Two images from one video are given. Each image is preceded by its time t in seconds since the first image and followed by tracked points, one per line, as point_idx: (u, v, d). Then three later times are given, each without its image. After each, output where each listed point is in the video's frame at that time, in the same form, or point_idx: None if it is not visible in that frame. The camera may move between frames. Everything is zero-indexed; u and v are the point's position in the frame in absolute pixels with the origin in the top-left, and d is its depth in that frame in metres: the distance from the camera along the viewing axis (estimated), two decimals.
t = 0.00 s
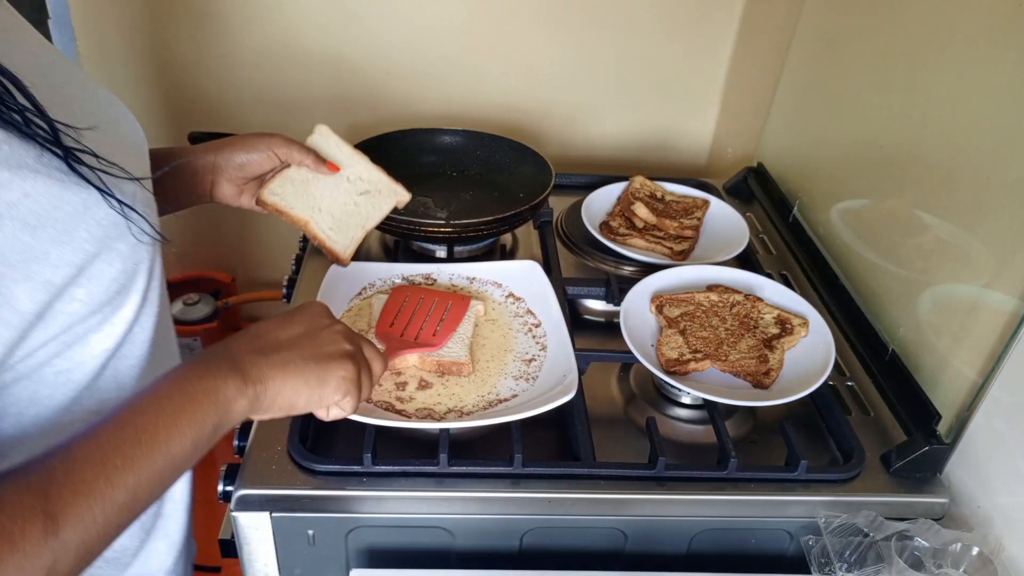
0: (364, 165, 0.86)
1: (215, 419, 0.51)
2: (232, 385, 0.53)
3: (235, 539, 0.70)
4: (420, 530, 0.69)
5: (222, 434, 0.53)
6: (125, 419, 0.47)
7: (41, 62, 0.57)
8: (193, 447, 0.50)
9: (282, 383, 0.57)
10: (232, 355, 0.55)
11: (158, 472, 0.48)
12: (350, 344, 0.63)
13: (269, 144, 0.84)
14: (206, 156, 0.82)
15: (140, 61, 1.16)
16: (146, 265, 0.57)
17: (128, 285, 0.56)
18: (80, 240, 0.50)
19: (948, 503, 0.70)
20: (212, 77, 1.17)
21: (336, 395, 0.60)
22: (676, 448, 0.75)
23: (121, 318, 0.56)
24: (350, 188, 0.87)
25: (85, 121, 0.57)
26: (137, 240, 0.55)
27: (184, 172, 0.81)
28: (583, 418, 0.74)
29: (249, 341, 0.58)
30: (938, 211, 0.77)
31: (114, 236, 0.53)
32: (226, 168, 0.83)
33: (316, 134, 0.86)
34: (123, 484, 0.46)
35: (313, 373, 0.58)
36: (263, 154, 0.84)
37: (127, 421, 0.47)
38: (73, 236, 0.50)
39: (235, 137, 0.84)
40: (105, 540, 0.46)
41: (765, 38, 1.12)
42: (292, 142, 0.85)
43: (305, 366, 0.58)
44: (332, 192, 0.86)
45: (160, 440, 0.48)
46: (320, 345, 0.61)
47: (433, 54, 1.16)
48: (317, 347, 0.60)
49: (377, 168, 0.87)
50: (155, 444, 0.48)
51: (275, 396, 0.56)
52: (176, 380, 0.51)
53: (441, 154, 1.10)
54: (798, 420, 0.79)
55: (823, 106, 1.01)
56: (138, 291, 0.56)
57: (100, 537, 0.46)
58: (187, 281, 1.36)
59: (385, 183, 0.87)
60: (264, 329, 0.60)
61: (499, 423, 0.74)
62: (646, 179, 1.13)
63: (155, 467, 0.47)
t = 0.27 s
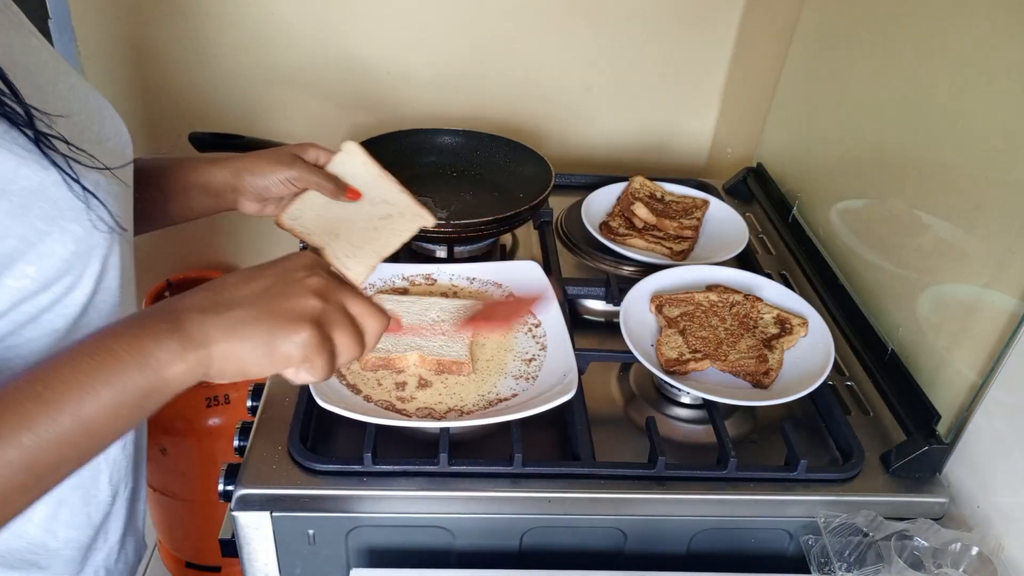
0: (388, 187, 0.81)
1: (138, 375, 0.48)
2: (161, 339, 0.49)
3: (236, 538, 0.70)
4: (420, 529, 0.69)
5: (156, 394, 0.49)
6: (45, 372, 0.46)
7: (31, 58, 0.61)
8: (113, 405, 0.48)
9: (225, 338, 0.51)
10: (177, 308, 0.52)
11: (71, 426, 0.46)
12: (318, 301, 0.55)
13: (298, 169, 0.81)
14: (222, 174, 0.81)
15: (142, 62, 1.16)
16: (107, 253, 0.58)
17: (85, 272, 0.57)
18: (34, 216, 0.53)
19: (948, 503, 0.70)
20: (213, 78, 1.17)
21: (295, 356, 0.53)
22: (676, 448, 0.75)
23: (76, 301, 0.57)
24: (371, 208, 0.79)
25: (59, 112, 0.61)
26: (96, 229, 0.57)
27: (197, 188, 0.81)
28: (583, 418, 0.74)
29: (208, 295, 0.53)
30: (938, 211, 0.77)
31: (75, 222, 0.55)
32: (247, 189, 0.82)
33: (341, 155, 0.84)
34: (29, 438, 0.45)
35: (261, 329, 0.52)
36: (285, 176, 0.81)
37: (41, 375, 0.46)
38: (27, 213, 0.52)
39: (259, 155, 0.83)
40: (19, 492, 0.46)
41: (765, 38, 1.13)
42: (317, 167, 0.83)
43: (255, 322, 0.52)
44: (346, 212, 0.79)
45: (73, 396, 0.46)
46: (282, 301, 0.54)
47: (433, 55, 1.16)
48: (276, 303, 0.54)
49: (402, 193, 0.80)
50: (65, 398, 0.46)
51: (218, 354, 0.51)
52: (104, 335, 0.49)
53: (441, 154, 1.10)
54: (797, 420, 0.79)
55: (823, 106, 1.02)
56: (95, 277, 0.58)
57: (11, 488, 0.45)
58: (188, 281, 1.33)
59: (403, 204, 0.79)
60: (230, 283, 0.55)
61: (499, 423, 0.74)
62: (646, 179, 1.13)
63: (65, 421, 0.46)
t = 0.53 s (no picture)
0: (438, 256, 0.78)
1: (88, 348, 0.46)
2: (117, 315, 0.47)
3: (235, 538, 0.70)
4: (420, 529, 0.69)
5: (108, 373, 0.47)
6: None
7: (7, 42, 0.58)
8: (65, 376, 0.45)
9: (180, 323, 0.48)
10: (142, 288, 0.49)
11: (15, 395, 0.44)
12: (279, 306, 0.52)
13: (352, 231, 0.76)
14: (262, 211, 0.77)
15: (141, 62, 1.16)
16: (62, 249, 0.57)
17: (40, 262, 0.57)
18: None
19: (948, 503, 0.70)
20: (213, 77, 1.17)
21: (246, 357, 0.50)
22: (676, 448, 0.75)
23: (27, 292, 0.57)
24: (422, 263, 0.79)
25: (20, 100, 0.58)
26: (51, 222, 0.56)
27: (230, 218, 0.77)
28: (583, 417, 0.74)
29: (176, 280, 0.51)
30: (938, 211, 0.77)
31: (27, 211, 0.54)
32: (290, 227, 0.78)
33: (395, 214, 0.77)
34: None
35: (216, 321, 0.49)
36: (331, 225, 0.77)
37: None
38: None
39: (303, 196, 0.77)
40: None
41: (765, 38, 1.13)
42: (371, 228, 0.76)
43: (212, 313, 0.49)
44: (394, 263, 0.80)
45: (23, 363, 0.44)
46: (245, 297, 0.52)
47: (433, 55, 1.16)
48: (238, 299, 0.51)
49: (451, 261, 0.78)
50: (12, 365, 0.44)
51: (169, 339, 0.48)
52: (62, 305, 0.47)
53: (441, 154, 1.10)
54: (797, 420, 0.79)
55: (823, 106, 1.02)
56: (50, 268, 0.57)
57: None
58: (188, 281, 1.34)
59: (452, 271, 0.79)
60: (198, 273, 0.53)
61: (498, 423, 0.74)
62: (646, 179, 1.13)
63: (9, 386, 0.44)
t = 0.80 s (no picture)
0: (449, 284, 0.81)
1: (101, 432, 0.45)
2: (130, 397, 0.46)
3: (236, 538, 0.70)
4: (420, 529, 0.69)
5: (121, 448, 0.47)
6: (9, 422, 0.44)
7: None
8: (80, 456, 0.45)
9: (191, 404, 0.48)
10: (153, 360, 0.48)
11: (32, 481, 0.44)
12: (288, 382, 0.52)
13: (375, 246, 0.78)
14: (282, 212, 0.76)
15: (141, 62, 1.16)
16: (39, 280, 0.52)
17: (15, 300, 0.51)
18: None
19: (948, 503, 0.70)
20: (213, 77, 1.17)
21: (255, 435, 0.50)
22: (676, 448, 0.75)
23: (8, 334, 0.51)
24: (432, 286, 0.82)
25: None
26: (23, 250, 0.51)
27: (243, 221, 0.75)
28: (583, 417, 0.74)
29: (186, 345, 0.50)
30: (939, 211, 0.77)
31: None
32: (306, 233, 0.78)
33: (417, 236, 0.80)
34: None
35: (226, 403, 0.49)
36: (353, 237, 0.78)
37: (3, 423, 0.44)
38: None
39: (323, 203, 0.77)
40: None
41: (765, 38, 1.13)
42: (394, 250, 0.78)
43: (222, 393, 0.49)
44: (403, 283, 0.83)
45: (34, 448, 0.44)
46: (255, 372, 0.51)
47: (433, 55, 1.16)
48: (249, 375, 0.50)
49: (459, 292, 0.81)
50: (26, 453, 0.43)
51: (180, 418, 0.48)
52: (74, 381, 0.46)
53: (441, 154, 1.10)
54: (797, 420, 0.79)
55: (823, 106, 1.01)
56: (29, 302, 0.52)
57: None
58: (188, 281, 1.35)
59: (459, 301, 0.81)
60: (208, 335, 0.51)
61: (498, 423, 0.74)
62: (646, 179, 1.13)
63: (23, 471, 0.43)
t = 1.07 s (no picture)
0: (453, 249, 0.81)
1: (100, 464, 0.46)
2: (127, 427, 0.47)
3: (236, 538, 0.70)
4: (420, 530, 0.69)
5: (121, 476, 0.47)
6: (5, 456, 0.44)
7: None
8: (82, 485, 0.45)
9: (188, 431, 0.49)
10: (143, 386, 0.49)
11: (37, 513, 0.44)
12: (282, 408, 0.54)
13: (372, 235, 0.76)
14: (275, 220, 0.75)
15: (141, 61, 1.16)
16: (24, 324, 0.51)
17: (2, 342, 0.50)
18: None
19: (948, 503, 0.70)
20: (213, 78, 1.17)
21: (250, 459, 0.52)
22: (676, 448, 0.75)
23: None
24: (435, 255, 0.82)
25: None
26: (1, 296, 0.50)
27: (232, 226, 0.75)
28: (583, 417, 0.74)
29: (178, 373, 0.51)
30: (939, 211, 0.77)
31: None
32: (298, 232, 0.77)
33: (413, 212, 0.79)
34: None
35: (222, 430, 0.50)
36: (351, 233, 0.76)
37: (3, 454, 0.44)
38: None
39: (313, 205, 0.75)
40: None
41: (765, 38, 1.13)
42: (390, 232, 0.77)
43: (218, 420, 0.50)
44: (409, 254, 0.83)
45: (31, 482, 0.44)
46: (249, 400, 0.52)
47: (433, 55, 1.16)
48: (242, 402, 0.52)
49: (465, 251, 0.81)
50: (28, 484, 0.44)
51: (177, 445, 0.49)
52: (69, 410, 0.46)
53: (441, 154, 1.10)
54: (797, 420, 0.79)
55: (823, 106, 1.01)
56: (17, 343, 0.51)
57: None
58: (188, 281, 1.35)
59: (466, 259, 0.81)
60: (198, 361, 0.52)
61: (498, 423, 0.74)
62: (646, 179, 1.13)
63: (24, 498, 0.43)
